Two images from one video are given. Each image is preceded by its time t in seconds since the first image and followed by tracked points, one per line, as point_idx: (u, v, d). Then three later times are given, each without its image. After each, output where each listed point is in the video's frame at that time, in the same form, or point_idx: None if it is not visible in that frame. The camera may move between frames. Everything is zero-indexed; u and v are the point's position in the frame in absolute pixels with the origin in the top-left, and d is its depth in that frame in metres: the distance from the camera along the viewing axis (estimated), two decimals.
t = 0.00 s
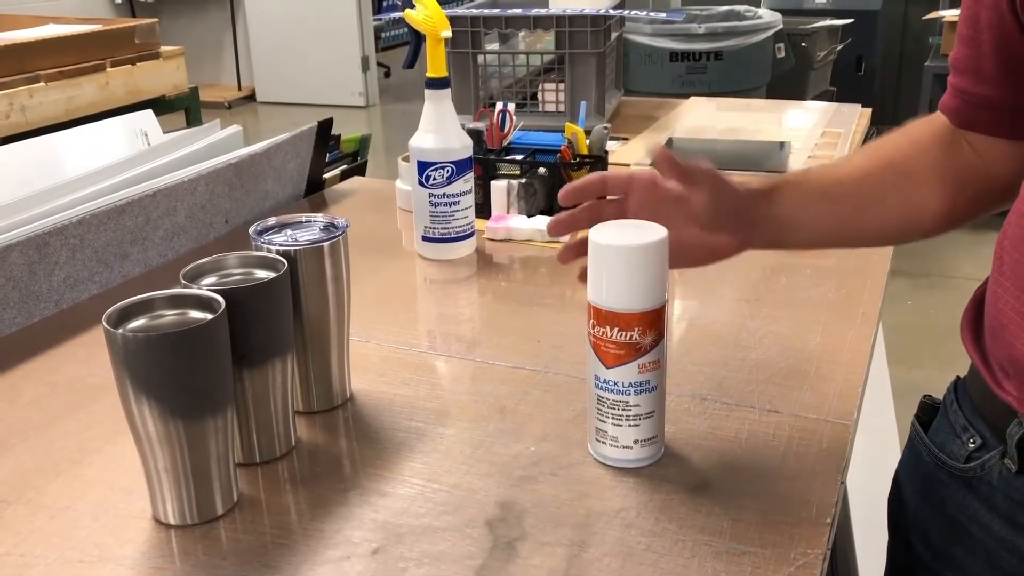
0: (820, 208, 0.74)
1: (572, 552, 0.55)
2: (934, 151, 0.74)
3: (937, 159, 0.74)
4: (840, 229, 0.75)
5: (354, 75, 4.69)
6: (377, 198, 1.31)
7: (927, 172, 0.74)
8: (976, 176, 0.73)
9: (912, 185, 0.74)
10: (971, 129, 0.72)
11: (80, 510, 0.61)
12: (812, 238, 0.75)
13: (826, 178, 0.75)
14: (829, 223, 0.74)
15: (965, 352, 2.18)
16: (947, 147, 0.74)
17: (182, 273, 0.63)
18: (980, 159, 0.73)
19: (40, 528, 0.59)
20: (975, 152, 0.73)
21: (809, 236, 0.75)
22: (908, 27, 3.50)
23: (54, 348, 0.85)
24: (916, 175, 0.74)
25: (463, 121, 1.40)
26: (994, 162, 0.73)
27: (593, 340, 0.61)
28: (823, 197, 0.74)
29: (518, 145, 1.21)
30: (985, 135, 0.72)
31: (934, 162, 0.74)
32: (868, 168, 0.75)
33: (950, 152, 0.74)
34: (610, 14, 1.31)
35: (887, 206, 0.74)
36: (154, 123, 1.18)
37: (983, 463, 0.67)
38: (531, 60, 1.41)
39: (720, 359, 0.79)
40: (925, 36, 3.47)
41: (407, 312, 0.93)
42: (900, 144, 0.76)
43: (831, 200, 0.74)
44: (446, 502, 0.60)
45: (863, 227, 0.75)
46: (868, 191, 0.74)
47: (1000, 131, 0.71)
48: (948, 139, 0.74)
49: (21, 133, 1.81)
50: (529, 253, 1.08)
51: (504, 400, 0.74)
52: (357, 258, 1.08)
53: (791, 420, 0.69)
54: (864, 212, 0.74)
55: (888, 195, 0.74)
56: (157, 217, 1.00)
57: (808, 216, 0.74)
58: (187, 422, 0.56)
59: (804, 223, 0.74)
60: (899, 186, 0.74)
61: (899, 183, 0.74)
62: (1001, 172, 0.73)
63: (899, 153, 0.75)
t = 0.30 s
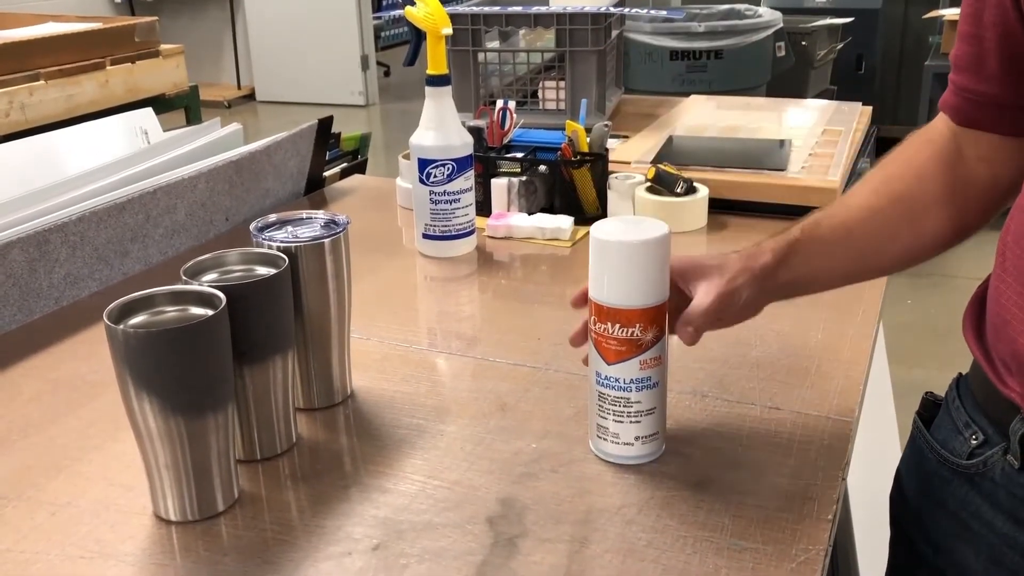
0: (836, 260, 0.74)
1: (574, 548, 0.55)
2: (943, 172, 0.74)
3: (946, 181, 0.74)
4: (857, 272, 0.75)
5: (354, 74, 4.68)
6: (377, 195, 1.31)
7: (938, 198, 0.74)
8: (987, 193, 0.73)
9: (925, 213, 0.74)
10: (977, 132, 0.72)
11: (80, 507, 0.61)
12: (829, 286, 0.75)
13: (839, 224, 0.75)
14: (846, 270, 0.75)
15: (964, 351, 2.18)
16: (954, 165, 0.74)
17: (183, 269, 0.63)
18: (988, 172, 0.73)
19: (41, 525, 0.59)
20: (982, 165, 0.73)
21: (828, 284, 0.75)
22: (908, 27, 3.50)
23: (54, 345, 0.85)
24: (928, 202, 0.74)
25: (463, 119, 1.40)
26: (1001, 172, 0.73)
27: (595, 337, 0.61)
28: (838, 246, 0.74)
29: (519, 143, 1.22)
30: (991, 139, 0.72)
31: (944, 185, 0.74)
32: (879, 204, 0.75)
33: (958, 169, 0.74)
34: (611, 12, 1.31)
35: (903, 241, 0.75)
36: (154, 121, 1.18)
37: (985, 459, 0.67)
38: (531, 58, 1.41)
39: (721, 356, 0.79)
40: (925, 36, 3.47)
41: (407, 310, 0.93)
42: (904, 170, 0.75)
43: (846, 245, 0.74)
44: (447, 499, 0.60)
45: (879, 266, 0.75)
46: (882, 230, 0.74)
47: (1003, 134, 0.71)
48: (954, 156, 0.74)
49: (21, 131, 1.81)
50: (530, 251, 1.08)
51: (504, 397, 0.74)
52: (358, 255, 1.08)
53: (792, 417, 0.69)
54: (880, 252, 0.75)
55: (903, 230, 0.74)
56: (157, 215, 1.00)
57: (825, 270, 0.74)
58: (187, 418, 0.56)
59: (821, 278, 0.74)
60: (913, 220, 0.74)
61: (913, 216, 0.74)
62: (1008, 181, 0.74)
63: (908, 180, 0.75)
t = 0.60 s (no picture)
0: (839, 247, 0.74)
1: (575, 544, 0.55)
2: (947, 163, 0.74)
3: (950, 171, 0.74)
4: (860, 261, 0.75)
5: (354, 73, 4.68)
6: (377, 193, 1.31)
7: (942, 187, 0.74)
8: (991, 181, 0.73)
9: (929, 203, 0.74)
10: (982, 127, 0.72)
11: (81, 503, 0.61)
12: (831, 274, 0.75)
13: (842, 211, 0.75)
14: (851, 255, 0.75)
15: (965, 350, 2.18)
16: (958, 156, 0.74)
17: (183, 264, 0.63)
18: (993, 164, 0.73)
19: (42, 521, 0.59)
20: (988, 156, 0.73)
21: (831, 272, 0.75)
22: (908, 26, 3.50)
23: (54, 342, 0.85)
24: (932, 192, 0.74)
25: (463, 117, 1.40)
26: (1007, 163, 0.73)
27: (598, 294, 0.61)
28: (841, 234, 0.74)
29: (520, 141, 1.21)
30: (997, 134, 0.72)
31: (948, 175, 0.74)
32: (883, 193, 0.75)
33: (963, 160, 0.73)
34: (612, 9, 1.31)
35: (906, 230, 0.75)
36: (154, 118, 1.18)
37: (989, 456, 0.66)
38: (532, 56, 1.41)
39: (722, 353, 0.79)
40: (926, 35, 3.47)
41: (408, 307, 0.92)
42: (909, 158, 0.75)
43: (850, 233, 0.74)
44: (448, 495, 0.60)
45: (883, 254, 0.75)
46: (886, 219, 0.74)
47: (1009, 128, 0.71)
48: (959, 146, 0.74)
49: (21, 129, 1.81)
50: (531, 248, 1.08)
51: (505, 394, 0.73)
52: (358, 253, 1.08)
53: (794, 413, 0.69)
54: (883, 240, 0.75)
55: (906, 219, 0.74)
56: (158, 212, 1.00)
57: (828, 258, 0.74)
58: (188, 414, 0.56)
59: (825, 263, 0.74)
60: (918, 205, 0.74)
61: (916, 205, 0.74)
62: (1014, 173, 0.73)
63: (912, 170, 0.75)
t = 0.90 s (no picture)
0: (839, 234, 0.75)
1: (574, 542, 0.55)
2: (948, 156, 0.74)
3: (951, 165, 0.74)
4: (861, 250, 0.75)
5: (354, 73, 4.68)
6: (377, 193, 1.31)
7: (943, 180, 0.74)
8: (991, 178, 0.73)
9: (929, 194, 0.74)
10: (984, 127, 0.72)
11: (81, 502, 0.61)
12: (833, 263, 0.75)
13: (842, 200, 0.75)
14: (849, 245, 0.75)
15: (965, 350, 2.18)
16: (959, 150, 0.74)
17: (183, 264, 0.63)
18: (995, 158, 0.73)
19: (42, 519, 0.59)
20: (988, 151, 0.73)
21: (832, 261, 0.75)
22: (908, 26, 3.50)
23: (54, 342, 0.85)
24: (931, 183, 0.74)
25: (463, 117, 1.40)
26: (1008, 158, 0.73)
27: (598, 258, 0.62)
28: (841, 220, 0.75)
29: (519, 141, 1.22)
30: (998, 134, 0.72)
31: (948, 168, 0.74)
32: (883, 183, 0.75)
33: (963, 154, 0.73)
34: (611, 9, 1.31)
35: (906, 219, 0.75)
36: (154, 118, 1.18)
37: (988, 456, 0.67)
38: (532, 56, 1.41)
39: (721, 353, 0.79)
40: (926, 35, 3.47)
41: (407, 306, 0.93)
42: (911, 151, 0.76)
43: (849, 221, 0.75)
44: (447, 494, 0.60)
45: (884, 245, 0.75)
46: (885, 208, 0.75)
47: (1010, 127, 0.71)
48: (960, 140, 0.74)
49: (21, 129, 1.81)
50: (530, 248, 1.08)
51: (505, 393, 0.73)
52: (358, 252, 1.08)
53: (793, 413, 0.69)
54: (884, 230, 0.75)
55: (906, 208, 0.75)
56: (158, 211, 1.00)
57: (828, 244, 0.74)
58: (187, 413, 0.56)
59: (825, 251, 0.75)
60: (918, 197, 0.74)
61: (917, 195, 0.74)
62: (1015, 169, 0.73)
63: (911, 163, 0.75)
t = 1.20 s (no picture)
0: (843, 221, 0.74)
1: (573, 545, 0.55)
2: (949, 155, 0.74)
3: (951, 163, 0.74)
4: (864, 239, 0.74)
5: (354, 74, 4.68)
6: (377, 195, 1.31)
7: (944, 177, 0.74)
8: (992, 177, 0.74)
9: (931, 190, 0.74)
10: (982, 134, 0.73)
11: (81, 504, 0.61)
12: (836, 251, 0.75)
13: (845, 189, 0.75)
14: (854, 234, 0.74)
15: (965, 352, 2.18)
16: (959, 151, 0.74)
17: (183, 267, 0.63)
18: (994, 162, 0.73)
19: (42, 522, 0.59)
20: (988, 154, 0.73)
21: (834, 249, 0.75)
22: (907, 27, 3.51)
23: (54, 344, 0.85)
24: (934, 180, 0.74)
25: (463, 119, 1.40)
26: (1008, 162, 0.73)
27: (604, 228, 0.62)
28: (845, 207, 0.74)
29: (519, 143, 1.22)
30: (996, 140, 0.73)
31: (950, 167, 0.74)
32: (885, 177, 0.75)
33: (964, 155, 0.74)
34: (611, 11, 1.31)
35: (909, 212, 0.74)
36: (154, 120, 1.18)
37: (986, 460, 0.67)
38: (531, 57, 1.40)
39: (720, 355, 0.79)
40: (925, 37, 3.48)
41: (407, 308, 0.93)
42: (913, 148, 0.76)
43: (852, 209, 0.74)
44: (446, 496, 0.60)
45: (886, 237, 0.75)
46: (889, 200, 0.74)
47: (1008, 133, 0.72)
48: (960, 143, 0.74)
49: (22, 131, 1.81)
50: (530, 250, 1.08)
51: (504, 395, 0.74)
52: (358, 255, 1.08)
53: (792, 415, 0.69)
54: (886, 222, 0.74)
55: (909, 201, 0.74)
56: (158, 214, 1.00)
57: (832, 229, 0.74)
58: (188, 416, 0.56)
59: (827, 237, 0.74)
60: (919, 192, 0.74)
61: (919, 189, 0.74)
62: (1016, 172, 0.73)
63: (913, 160, 0.75)
